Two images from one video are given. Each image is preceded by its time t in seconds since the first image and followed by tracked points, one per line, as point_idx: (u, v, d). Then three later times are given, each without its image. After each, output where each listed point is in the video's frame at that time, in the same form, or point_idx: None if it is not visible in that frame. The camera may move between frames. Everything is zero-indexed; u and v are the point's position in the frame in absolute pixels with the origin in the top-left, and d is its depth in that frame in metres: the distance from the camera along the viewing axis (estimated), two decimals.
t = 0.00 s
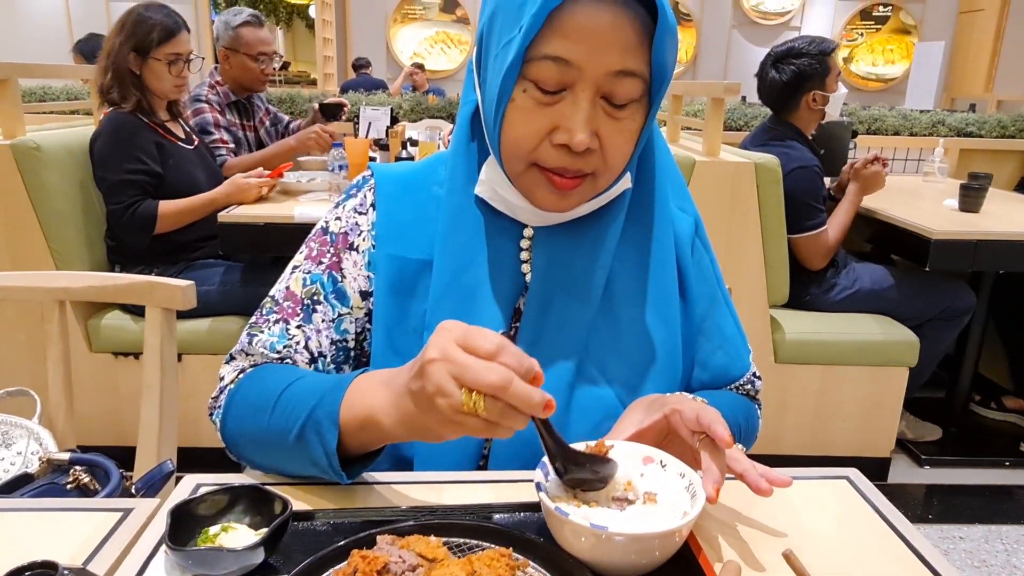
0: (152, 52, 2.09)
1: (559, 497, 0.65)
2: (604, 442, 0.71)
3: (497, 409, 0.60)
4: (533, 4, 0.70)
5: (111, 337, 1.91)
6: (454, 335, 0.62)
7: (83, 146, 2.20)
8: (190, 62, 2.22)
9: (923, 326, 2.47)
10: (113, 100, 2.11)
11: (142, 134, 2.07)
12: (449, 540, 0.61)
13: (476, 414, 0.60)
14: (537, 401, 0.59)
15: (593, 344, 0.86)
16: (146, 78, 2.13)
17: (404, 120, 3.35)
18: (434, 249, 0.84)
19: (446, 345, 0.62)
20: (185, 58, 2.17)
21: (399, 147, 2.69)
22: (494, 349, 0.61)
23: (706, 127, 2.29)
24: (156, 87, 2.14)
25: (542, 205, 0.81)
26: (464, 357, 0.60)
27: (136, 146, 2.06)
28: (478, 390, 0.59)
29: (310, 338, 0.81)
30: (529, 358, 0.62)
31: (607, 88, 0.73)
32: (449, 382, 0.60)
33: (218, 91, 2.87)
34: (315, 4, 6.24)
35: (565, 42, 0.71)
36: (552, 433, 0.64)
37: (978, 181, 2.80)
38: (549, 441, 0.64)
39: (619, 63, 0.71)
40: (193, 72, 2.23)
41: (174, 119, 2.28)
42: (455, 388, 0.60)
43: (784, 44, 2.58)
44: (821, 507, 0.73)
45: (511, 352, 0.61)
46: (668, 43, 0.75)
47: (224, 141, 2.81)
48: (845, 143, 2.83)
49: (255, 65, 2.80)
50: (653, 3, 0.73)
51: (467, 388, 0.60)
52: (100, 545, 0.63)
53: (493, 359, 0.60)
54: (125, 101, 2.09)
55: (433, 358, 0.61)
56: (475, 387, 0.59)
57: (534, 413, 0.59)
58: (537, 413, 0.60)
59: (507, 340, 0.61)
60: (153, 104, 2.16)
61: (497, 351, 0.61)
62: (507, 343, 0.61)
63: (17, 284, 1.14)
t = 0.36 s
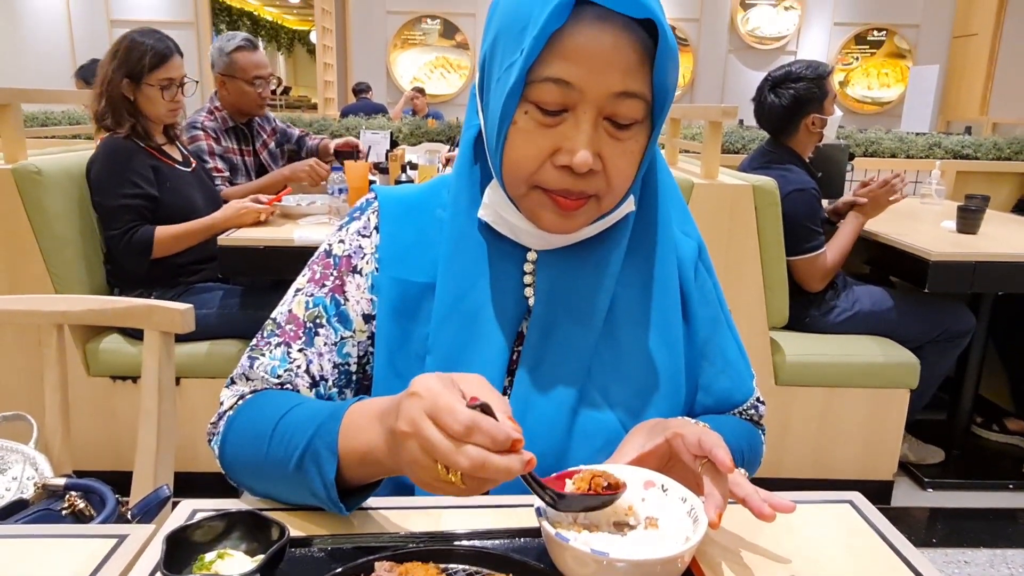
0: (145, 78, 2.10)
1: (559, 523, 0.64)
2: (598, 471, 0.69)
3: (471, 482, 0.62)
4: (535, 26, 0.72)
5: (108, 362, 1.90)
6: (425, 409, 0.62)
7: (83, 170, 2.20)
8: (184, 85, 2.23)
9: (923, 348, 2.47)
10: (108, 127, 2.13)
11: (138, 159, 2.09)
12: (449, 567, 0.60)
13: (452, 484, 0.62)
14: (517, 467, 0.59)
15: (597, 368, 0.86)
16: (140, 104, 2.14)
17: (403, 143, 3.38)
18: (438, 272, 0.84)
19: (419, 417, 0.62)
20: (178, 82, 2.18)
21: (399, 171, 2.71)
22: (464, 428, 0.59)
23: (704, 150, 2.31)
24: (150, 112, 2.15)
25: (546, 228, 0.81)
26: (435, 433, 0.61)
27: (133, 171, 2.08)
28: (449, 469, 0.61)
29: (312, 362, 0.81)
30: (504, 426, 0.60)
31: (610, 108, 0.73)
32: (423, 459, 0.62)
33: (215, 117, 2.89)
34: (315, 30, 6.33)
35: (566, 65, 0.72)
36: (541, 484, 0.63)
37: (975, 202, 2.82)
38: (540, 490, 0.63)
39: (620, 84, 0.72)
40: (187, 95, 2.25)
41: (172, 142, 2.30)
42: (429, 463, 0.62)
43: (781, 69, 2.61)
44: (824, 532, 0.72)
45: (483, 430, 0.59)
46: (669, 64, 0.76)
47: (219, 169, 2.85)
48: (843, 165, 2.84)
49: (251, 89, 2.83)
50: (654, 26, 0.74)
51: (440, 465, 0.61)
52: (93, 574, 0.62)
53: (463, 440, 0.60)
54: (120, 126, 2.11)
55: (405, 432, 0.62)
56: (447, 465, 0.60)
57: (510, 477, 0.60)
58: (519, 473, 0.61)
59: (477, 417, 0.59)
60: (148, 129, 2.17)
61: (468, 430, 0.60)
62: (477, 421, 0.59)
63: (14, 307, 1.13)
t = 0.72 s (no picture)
0: (143, 110, 2.14)
1: (556, 553, 0.64)
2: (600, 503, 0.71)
3: (484, 504, 0.62)
4: (534, 59, 0.74)
5: (106, 391, 1.90)
6: (435, 430, 0.63)
7: (82, 200, 2.22)
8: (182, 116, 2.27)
9: (921, 373, 2.47)
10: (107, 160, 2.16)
11: (137, 190, 2.11)
12: None
13: (464, 507, 0.63)
14: (532, 486, 0.59)
15: (599, 396, 0.86)
16: (139, 136, 2.17)
17: (401, 173, 3.41)
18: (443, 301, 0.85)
19: (430, 440, 0.63)
20: (176, 114, 2.21)
21: (397, 200, 2.73)
22: (477, 447, 0.61)
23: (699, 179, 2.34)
24: (149, 143, 2.18)
25: (547, 257, 0.82)
26: (447, 454, 0.61)
27: (132, 202, 2.09)
28: (463, 491, 0.61)
29: (318, 390, 0.82)
30: (516, 444, 0.61)
31: (608, 138, 0.75)
32: (434, 483, 0.62)
33: (213, 148, 2.92)
34: (315, 61, 6.45)
35: (565, 96, 0.74)
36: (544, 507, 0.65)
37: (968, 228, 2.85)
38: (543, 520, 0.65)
39: (618, 113, 0.75)
40: (185, 126, 2.27)
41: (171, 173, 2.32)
42: (441, 487, 0.62)
43: (773, 99, 2.65)
44: (822, 559, 0.73)
45: (494, 449, 0.61)
46: (666, 94, 0.78)
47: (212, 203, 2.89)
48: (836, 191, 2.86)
49: (248, 119, 2.85)
50: (650, 58, 0.76)
51: (453, 488, 0.62)
52: None
53: (476, 457, 0.61)
54: (120, 158, 2.14)
55: (416, 457, 0.63)
56: (461, 487, 0.61)
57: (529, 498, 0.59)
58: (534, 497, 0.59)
59: (490, 436, 0.61)
60: (147, 160, 2.20)
61: (482, 446, 0.61)
62: (491, 437, 0.61)
63: (15, 338, 1.14)
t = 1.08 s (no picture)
0: (146, 142, 2.18)
1: None
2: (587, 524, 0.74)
3: (481, 499, 0.62)
4: (538, 101, 0.77)
5: (107, 420, 1.92)
6: (437, 426, 0.65)
7: (87, 230, 2.26)
8: (184, 146, 2.31)
9: (918, 399, 2.49)
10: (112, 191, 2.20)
11: (141, 221, 2.14)
12: None
13: (461, 504, 0.63)
14: (524, 486, 0.62)
15: (602, 425, 0.89)
16: (143, 167, 2.21)
17: (402, 201, 3.46)
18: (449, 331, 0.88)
19: (432, 435, 0.64)
20: (179, 144, 2.26)
21: (398, 229, 2.77)
22: (474, 440, 0.63)
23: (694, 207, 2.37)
24: (153, 174, 2.22)
25: (552, 290, 0.85)
26: (449, 443, 0.63)
27: (136, 232, 2.12)
28: (461, 480, 0.62)
29: (325, 417, 0.84)
30: (514, 444, 0.65)
31: (609, 177, 0.79)
32: (434, 474, 0.63)
33: (214, 179, 2.97)
34: (317, 91, 6.56)
35: (568, 138, 0.78)
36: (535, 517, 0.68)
37: (962, 255, 2.88)
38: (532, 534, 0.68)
39: (618, 154, 0.78)
40: (188, 156, 2.33)
41: (175, 203, 2.36)
42: (440, 479, 0.63)
43: (768, 128, 2.69)
44: None
45: (490, 445, 0.63)
46: (666, 134, 0.81)
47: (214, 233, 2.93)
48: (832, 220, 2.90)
49: (248, 150, 2.90)
50: (649, 101, 0.79)
51: (451, 478, 0.63)
52: None
53: (475, 447, 0.63)
54: (125, 190, 2.17)
55: (417, 451, 0.64)
56: (459, 478, 0.62)
57: (522, 498, 0.62)
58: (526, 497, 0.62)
59: (487, 430, 0.64)
60: (152, 190, 2.24)
61: (480, 438, 0.63)
62: (489, 430, 0.64)
63: (23, 367, 1.16)
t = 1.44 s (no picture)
0: (152, 170, 2.23)
1: None
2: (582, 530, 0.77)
3: (500, 483, 0.65)
4: (533, 141, 0.82)
5: (109, 443, 1.94)
6: (453, 423, 0.69)
7: (91, 257, 2.30)
8: (189, 175, 2.37)
9: (912, 421, 2.51)
10: (117, 218, 2.24)
11: (144, 248, 2.18)
12: None
13: (481, 490, 0.65)
14: (535, 473, 0.65)
15: (594, 447, 0.92)
16: (148, 195, 2.26)
17: (401, 227, 3.49)
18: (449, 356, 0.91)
19: (449, 431, 0.68)
20: (184, 173, 2.31)
21: (397, 254, 2.80)
22: (491, 429, 0.68)
23: (687, 232, 2.42)
24: (158, 202, 2.27)
25: (547, 319, 0.89)
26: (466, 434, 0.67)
27: (140, 258, 2.16)
28: (482, 465, 0.65)
29: (330, 439, 0.87)
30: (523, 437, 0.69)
31: (602, 212, 0.83)
32: (454, 461, 0.66)
33: (215, 207, 3.02)
34: (317, 117, 6.67)
35: (562, 176, 0.82)
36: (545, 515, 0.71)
37: (954, 278, 2.92)
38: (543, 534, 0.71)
39: (610, 191, 0.82)
40: (192, 185, 2.37)
41: (178, 230, 2.40)
42: (460, 467, 0.66)
43: (760, 154, 2.74)
44: None
45: (505, 432, 0.68)
46: (655, 172, 0.85)
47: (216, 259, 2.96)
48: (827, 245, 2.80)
49: (251, 177, 2.95)
50: (639, 141, 0.84)
51: (471, 464, 0.66)
52: None
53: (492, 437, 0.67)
54: (129, 217, 2.22)
55: (437, 443, 0.67)
56: (478, 464, 0.65)
57: (533, 485, 0.65)
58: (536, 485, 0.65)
59: (501, 421, 0.68)
60: (156, 218, 2.28)
61: (494, 429, 0.68)
62: (502, 421, 0.68)
63: (28, 394, 1.19)
